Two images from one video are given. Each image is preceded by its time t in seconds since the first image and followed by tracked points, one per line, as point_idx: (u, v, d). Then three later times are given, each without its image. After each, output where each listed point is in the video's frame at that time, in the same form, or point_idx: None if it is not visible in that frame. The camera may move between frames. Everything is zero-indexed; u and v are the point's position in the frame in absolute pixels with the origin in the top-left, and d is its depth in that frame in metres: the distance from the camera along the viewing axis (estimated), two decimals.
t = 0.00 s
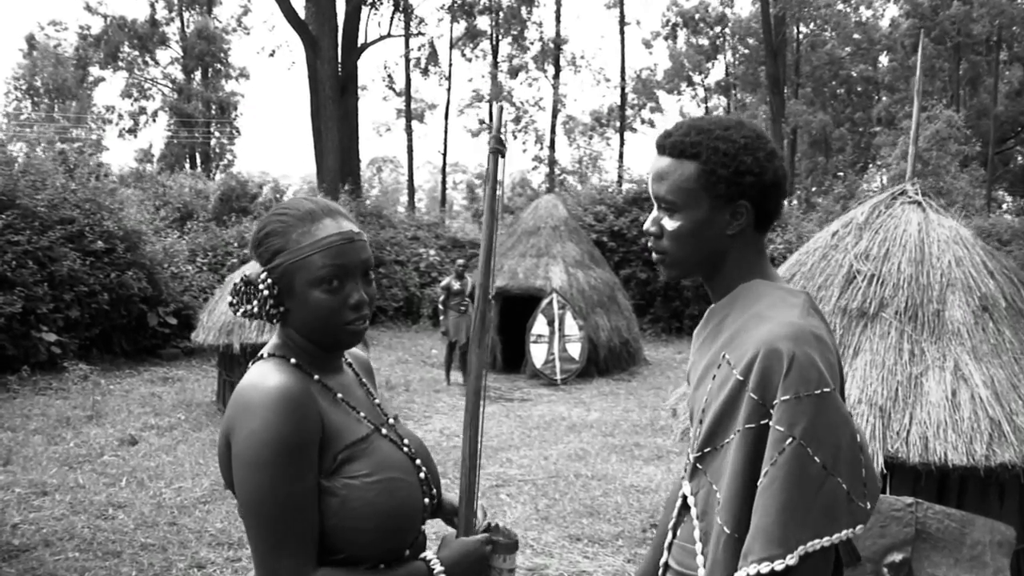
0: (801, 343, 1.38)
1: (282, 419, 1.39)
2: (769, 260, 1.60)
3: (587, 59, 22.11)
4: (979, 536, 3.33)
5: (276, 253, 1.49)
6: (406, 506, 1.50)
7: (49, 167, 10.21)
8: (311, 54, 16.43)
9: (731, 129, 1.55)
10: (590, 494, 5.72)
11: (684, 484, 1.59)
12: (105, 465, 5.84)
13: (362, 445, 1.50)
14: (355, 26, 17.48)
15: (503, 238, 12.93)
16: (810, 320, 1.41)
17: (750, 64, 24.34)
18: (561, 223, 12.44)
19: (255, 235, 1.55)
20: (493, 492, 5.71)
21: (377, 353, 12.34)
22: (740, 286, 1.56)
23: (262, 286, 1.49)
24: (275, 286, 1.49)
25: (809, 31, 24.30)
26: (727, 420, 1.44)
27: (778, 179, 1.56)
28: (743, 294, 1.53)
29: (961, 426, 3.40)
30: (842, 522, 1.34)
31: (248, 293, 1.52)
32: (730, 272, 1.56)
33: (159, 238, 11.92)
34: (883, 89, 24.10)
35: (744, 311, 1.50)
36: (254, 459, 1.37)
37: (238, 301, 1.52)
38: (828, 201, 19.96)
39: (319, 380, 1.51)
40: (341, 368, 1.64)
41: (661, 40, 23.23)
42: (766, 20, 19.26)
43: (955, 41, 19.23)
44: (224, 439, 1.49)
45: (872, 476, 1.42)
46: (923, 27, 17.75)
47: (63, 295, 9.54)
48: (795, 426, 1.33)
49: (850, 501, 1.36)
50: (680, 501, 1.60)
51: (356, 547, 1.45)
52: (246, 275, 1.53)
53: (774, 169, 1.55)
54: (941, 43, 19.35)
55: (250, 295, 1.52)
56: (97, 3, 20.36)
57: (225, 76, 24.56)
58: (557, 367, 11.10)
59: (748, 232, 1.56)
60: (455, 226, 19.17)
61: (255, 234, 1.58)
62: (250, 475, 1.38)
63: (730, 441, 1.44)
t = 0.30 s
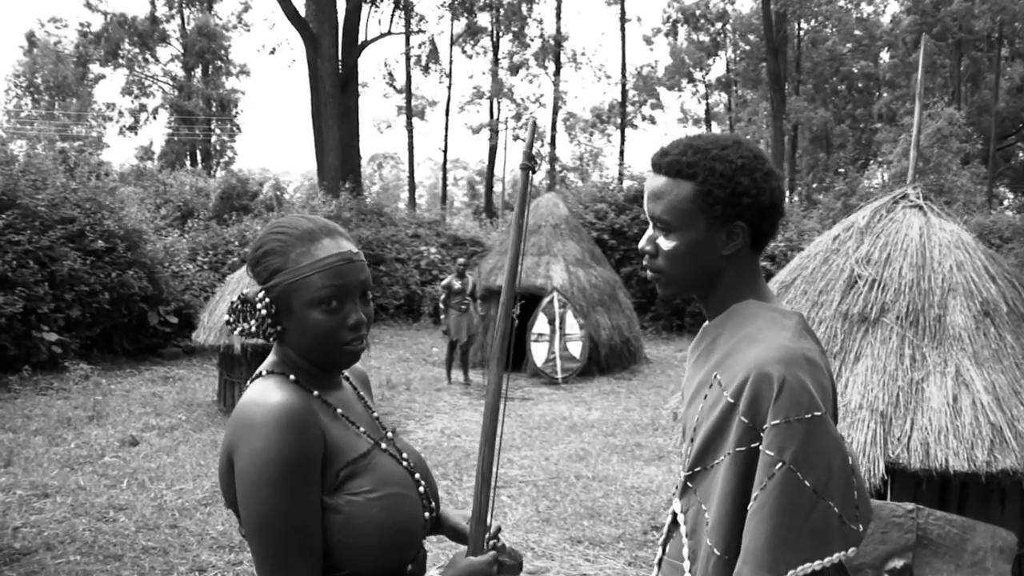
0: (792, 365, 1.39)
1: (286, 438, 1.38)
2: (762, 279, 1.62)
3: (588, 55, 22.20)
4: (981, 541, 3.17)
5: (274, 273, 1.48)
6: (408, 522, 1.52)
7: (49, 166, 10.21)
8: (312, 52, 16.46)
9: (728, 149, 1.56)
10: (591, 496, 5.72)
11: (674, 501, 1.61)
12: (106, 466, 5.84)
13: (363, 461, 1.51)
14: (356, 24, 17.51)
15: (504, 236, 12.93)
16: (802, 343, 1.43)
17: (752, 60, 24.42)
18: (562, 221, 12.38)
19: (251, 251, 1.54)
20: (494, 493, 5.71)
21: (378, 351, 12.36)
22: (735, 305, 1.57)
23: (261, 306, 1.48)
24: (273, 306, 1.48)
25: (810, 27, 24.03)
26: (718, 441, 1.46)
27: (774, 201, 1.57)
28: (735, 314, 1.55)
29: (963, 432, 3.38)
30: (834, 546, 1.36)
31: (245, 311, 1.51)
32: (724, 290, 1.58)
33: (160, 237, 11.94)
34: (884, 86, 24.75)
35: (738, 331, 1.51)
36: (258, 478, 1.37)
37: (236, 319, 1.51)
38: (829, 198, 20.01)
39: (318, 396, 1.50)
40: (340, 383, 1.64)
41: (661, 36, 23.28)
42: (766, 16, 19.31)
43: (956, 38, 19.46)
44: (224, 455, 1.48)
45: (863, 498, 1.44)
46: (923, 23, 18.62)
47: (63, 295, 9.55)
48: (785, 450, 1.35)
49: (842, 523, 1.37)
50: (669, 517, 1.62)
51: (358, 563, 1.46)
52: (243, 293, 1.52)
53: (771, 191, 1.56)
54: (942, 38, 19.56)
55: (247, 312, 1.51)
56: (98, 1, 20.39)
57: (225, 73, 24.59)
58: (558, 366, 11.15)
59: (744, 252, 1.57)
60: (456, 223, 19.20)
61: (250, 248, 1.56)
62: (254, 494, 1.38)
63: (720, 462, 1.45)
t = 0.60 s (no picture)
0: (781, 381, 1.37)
1: (284, 450, 1.38)
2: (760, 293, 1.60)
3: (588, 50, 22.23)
4: (981, 545, 3.13)
5: (273, 287, 1.48)
6: (407, 535, 1.52)
7: (50, 164, 10.22)
8: (312, 48, 16.46)
9: (724, 164, 1.54)
10: (592, 495, 5.72)
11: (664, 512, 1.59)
12: (107, 465, 5.84)
13: (362, 475, 1.51)
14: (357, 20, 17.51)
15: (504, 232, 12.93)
16: (791, 359, 1.40)
17: (752, 55, 24.48)
18: (563, 218, 12.42)
19: (252, 262, 1.53)
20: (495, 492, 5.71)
21: (379, 348, 12.37)
22: (729, 319, 1.55)
23: (258, 320, 1.47)
24: (271, 320, 1.48)
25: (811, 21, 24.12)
26: (705, 454, 1.44)
27: (770, 216, 1.55)
28: (728, 329, 1.53)
29: (963, 435, 3.38)
30: (818, 563, 1.35)
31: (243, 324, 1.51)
32: (720, 304, 1.56)
33: (160, 234, 11.95)
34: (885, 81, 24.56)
35: (730, 343, 1.49)
36: (257, 491, 1.37)
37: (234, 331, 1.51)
38: (831, 193, 20.04)
39: (316, 408, 1.50)
40: (338, 396, 1.64)
41: (662, 31, 23.30)
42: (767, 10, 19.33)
43: (958, 32, 19.59)
44: (222, 466, 1.48)
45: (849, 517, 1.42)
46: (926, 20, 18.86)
47: (65, 292, 9.55)
48: (768, 466, 1.33)
49: (826, 541, 1.36)
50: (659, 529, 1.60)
51: None
52: (242, 305, 1.52)
53: (766, 206, 1.54)
54: (944, 34, 19.68)
55: (245, 325, 1.51)
56: None
57: (225, 69, 24.58)
58: (559, 363, 11.14)
59: (739, 267, 1.55)
60: (457, 219, 19.22)
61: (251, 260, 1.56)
62: (252, 507, 1.38)
63: (707, 476, 1.43)
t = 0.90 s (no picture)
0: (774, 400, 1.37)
1: (280, 466, 1.38)
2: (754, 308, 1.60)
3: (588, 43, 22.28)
4: (981, 547, 3.13)
5: (273, 305, 1.47)
6: (404, 552, 1.53)
7: (49, 160, 10.20)
8: (312, 42, 16.47)
9: (719, 180, 1.54)
10: (592, 493, 5.73)
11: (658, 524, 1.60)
12: (108, 464, 5.84)
13: (359, 491, 1.51)
14: (357, 14, 17.49)
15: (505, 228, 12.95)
16: (783, 376, 1.40)
17: (752, 48, 24.69)
18: (564, 213, 12.44)
19: (250, 276, 1.53)
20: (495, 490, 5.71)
21: (380, 344, 12.37)
22: (723, 334, 1.55)
23: (257, 337, 1.47)
24: (269, 337, 1.47)
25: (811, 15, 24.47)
26: (697, 468, 1.44)
27: (763, 233, 1.55)
28: (722, 344, 1.52)
29: (963, 438, 3.38)
30: None
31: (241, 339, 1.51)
32: (714, 318, 1.56)
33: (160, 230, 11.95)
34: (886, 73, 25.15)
35: (722, 359, 1.49)
36: (252, 508, 1.37)
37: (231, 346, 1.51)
38: (831, 187, 20.09)
39: (311, 424, 1.49)
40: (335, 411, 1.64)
41: (662, 24, 23.33)
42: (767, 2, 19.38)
43: (959, 25, 19.71)
44: (217, 482, 1.48)
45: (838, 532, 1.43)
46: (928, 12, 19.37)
47: (64, 288, 9.55)
48: (757, 483, 1.33)
49: (815, 555, 1.36)
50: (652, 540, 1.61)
51: None
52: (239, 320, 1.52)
53: (760, 223, 1.54)
54: (944, 26, 19.78)
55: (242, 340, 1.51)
56: None
57: (225, 62, 24.59)
58: (560, 358, 11.14)
59: (733, 281, 1.55)
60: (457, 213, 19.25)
61: (249, 273, 1.55)
62: (248, 526, 1.38)
63: (699, 490, 1.43)
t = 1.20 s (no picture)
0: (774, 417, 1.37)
1: (278, 487, 1.38)
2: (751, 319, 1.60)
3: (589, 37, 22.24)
4: (980, 549, 3.14)
5: (278, 320, 1.46)
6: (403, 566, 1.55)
7: (49, 157, 10.20)
8: (312, 37, 16.45)
9: (715, 195, 1.54)
10: (592, 491, 5.73)
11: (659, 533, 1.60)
12: (109, 462, 5.85)
13: (358, 507, 1.52)
14: (356, 9, 17.45)
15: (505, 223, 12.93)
16: (782, 389, 1.40)
17: (753, 41, 24.01)
18: (564, 209, 12.42)
19: (251, 291, 1.52)
20: (496, 489, 5.71)
21: (380, 340, 12.37)
22: (720, 346, 1.55)
23: (261, 353, 1.46)
24: (273, 354, 1.46)
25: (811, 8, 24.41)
26: (697, 481, 1.44)
27: (759, 246, 1.55)
28: (719, 356, 1.52)
29: (964, 439, 3.38)
30: None
31: (240, 356, 1.49)
32: (711, 332, 1.57)
33: (160, 226, 11.94)
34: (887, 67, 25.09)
35: (720, 371, 1.49)
36: (251, 529, 1.37)
37: (230, 362, 1.50)
38: (832, 181, 20.06)
39: (310, 440, 1.50)
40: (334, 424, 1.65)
41: (662, 18, 23.29)
42: None
43: (960, 18, 19.64)
44: (213, 500, 1.47)
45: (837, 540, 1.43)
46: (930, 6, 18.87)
47: (65, 285, 9.55)
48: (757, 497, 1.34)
49: (816, 565, 1.37)
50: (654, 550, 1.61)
51: None
52: (240, 336, 1.50)
53: (755, 236, 1.54)
54: (945, 19, 19.71)
55: (243, 357, 1.50)
56: None
57: (224, 56, 24.58)
58: (560, 354, 11.16)
59: (729, 295, 1.55)
60: (457, 207, 19.23)
61: (248, 289, 1.55)
62: (247, 546, 1.38)
63: (699, 502, 1.43)
